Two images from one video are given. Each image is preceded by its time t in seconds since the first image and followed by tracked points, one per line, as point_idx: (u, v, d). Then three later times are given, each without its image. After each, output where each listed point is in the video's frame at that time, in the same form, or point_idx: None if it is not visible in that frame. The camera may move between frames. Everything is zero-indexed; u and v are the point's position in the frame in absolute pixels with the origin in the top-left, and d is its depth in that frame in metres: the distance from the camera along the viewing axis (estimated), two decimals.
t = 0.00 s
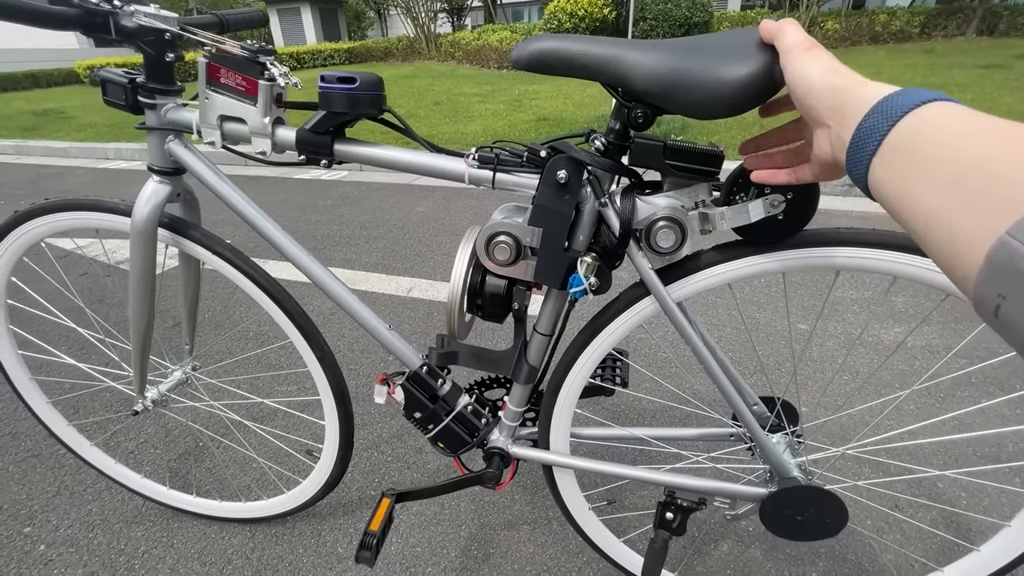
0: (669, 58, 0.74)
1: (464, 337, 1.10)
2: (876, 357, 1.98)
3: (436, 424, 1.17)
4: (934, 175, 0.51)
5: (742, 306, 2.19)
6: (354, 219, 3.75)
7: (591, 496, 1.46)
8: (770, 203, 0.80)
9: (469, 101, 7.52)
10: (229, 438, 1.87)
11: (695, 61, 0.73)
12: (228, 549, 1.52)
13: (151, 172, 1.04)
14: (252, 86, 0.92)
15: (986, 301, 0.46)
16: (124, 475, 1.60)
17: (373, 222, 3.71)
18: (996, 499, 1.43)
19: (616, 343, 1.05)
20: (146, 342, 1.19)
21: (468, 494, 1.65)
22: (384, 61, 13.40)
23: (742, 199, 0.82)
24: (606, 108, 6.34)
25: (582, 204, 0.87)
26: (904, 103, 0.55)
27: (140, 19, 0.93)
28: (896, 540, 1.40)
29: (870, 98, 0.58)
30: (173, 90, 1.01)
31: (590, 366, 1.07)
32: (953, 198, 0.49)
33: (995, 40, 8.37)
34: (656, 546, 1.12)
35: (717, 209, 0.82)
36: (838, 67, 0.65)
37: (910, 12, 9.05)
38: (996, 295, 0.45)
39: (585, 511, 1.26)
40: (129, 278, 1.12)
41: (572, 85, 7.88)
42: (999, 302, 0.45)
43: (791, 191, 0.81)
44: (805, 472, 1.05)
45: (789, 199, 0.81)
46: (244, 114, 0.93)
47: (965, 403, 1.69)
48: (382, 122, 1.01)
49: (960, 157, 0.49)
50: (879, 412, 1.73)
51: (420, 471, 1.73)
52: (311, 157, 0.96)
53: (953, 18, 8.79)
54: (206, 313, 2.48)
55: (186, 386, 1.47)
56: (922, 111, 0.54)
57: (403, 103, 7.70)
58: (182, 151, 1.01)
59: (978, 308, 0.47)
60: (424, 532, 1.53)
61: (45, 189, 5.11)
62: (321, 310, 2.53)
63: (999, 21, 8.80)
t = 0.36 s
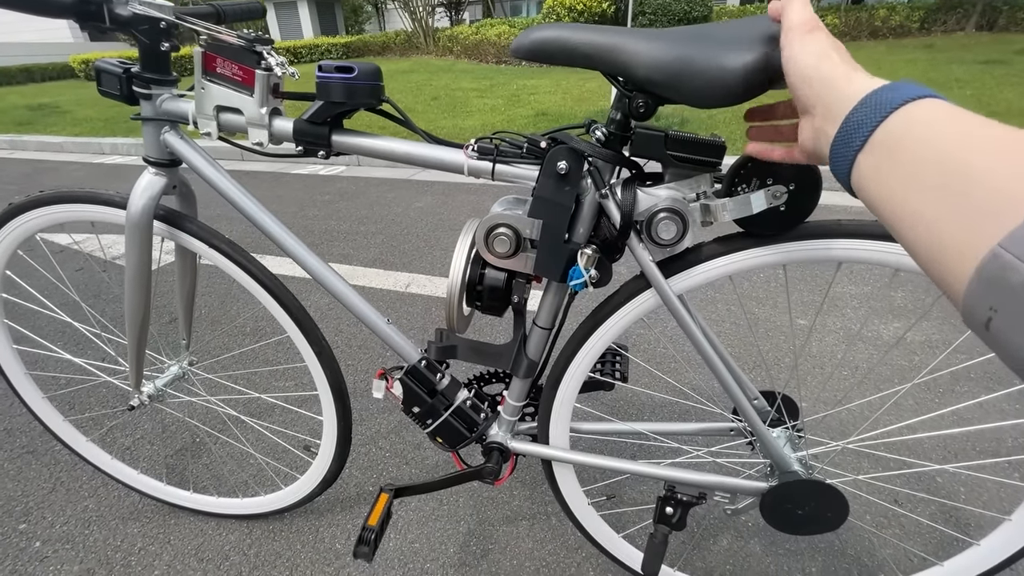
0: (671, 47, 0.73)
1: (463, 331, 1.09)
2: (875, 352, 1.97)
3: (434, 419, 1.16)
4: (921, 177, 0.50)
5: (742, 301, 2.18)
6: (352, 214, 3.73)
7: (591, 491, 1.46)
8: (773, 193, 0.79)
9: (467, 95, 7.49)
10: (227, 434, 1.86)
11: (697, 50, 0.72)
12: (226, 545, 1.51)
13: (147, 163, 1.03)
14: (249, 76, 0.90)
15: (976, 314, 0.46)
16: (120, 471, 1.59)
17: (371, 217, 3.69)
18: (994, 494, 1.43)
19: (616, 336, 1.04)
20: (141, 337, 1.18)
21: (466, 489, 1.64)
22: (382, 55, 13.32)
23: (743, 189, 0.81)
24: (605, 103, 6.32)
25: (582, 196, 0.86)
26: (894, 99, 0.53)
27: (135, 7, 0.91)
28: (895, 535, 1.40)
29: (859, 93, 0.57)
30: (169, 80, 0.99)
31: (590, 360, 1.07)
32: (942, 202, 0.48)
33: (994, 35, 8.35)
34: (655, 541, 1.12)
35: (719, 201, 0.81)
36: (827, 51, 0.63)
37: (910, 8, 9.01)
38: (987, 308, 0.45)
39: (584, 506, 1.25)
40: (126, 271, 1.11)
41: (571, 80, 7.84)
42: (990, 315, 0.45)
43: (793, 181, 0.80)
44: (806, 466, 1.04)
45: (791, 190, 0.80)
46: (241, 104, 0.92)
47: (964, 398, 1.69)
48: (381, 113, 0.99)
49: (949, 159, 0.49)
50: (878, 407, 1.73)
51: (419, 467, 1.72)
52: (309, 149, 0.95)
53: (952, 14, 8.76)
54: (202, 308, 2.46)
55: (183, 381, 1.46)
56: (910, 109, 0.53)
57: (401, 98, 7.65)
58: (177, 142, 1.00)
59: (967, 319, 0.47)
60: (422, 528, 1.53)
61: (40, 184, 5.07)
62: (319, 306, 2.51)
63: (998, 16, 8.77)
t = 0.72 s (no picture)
0: (676, 43, 0.72)
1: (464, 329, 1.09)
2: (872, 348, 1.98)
3: (435, 415, 1.16)
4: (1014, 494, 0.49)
5: (741, 296, 2.19)
6: (350, 209, 3.72)
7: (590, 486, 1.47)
8: (776, 192, 0.79)
9: (465, 89, 7.45)
10: (226, 429, 1.85)
11: (701, 47, 0.72)
12: (227, 540, 1.52)
13: (143, 159, 1.02)
14: (246, 71, 0.90)
15: None
16: (120, 466, 1.59)
17: (369, 212, 3.68)
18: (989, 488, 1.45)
19: (617, 334, 1.04)
20: (140, 333, 1.18)
21: (467, 484, 1.65)
22: (378, 49, 13.23)
23: (747, 186, 0.80)
24: (604, 98, 6.29)
25: (585, 193, 0.86)
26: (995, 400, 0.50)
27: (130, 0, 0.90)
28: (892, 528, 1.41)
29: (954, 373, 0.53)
30: (165, 74, 0.97)
31: (591, 358, 1.07)
32: None
33: (991, 31, 8.35)
34: (655, 537, 1.12)
35: (722, 199, 0.81)
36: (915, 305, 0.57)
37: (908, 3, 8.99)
38: None
39: (585, 502, 1.26)
40: (123, 268, 1.10)
41: (569, 74, 7.81)
42: None
43: (797, 179, 0.80)
44: (805, 463, 1.05)
45: (795, 188, 0.80)
46: (239, 99, 0.91)
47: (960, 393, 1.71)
48: (380, 109, 0.99)
49: None
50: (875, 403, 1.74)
51: (419, 462, 1.73)
52: (307, 145, 0.94)
53: (951, 9, 8.75)
54: (200, 304, 2.45)
55: (182, 377, 1.45)
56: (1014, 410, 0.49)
57: (398, 92, 7.61)
58: (174, 138, 0.99)
59: None
60: (423, 522, 1.53)
61: (34, 177, 5.03)
62: (318, 301, 2.51)
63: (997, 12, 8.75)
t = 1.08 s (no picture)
0: (677, 29, 0.70)
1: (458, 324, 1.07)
2: (869, 342, 1.98)
3: (429, 411, 1.14)
4: None
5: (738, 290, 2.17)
6: (344, 200, 3.68)
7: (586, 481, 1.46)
8: (779, 184, 0.77)
9: (460, 80, 7.37)
10: (217, 424, 1.83)
11: (703, 33, 0.69)
12: (219, 534, 1.50)
13: (125, 148, 0.98)
14: (230, 55, 0.86)
15: None
16: (109, 461, 1.56)
17: (363, 203, 3.64)
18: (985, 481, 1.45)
19: (615, 328, 1.02)
20: (126, 327, 1.15)
21: (461, 478, 1.63)
22: (373, 38, 13.06)
23: (749, 179, 0.79)
24: (601, 89, 6.24)
25: (582, 184, 0.84)
26: None
27: None
28: (887, 522, 1.41)
29: None
30: (146, 59, 0.93)
31: (588, 352, 1.05)
32: None
33: (989, 24, 8.32)
34: (652, 533, 1.11)
35: (723, 191, 0.79)
36: None
37: None
38: None
39: (581, 497, 1.25)
40: (106, 260, 1.07)
41: (566, 65, 7.74)
42: None
43: (800, 171, 0.77)
44: (804, 459, 1.04)
45: (798, 179, 0.78)
46: (222, 85, 0.88)
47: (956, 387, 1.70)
48: (370, 96, 0.96)
49: None
50: (871, 396, 1.74)
51: (413, 456, 1.71)
52: (294, 134, 0.91)
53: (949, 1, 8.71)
54: (191, 296, 2.42)
55: (171, 372, 1.43)
56: None
57: (393, 82, 7.52)
58: (156, 126, 0.95)
59: None
60: (417, 517, 1.52)
61: (22, 167, 4.95)
62: (311, 293, 2.48)
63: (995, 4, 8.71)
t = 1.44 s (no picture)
0: (669, 17, 0.69)
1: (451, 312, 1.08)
2: (858, 331, 2.00)
3: (422, 398, 1.15)
4: None
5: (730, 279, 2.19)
6: (338, 188, 3.66)
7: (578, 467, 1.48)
8: (769, 173, 0.78)
9: (456, 67, 7.30)
10: (211, 411, 1.84)
11: (695, 21, 0.69)
12: (214, 520, 1.51)
13: (113, 133, 0.97)
14: (219, 40, 0.85)
15: None
16: (103, 448, 1.57)
17: (358, 191, 3.62)
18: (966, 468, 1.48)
19: (606, 316, 1.03)
20: (118, 315, 1.15)
21: (455, 465, 1.65)
22: (367, 23, 12.89)
23: (740, 169, 0.79)
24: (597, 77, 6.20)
25: (574, 173, 0.84)
26: None
27: None
28: (871, 507, 1.44)
29: None
30: (133, 43, 0.92)
31: (579, 340, 1.06)
32: None
33: (986, 15, 8.30)
34: (641, 517, 1.13)
35: (714, 180, 0.79)
36: None
37: None
38: None
39: (572, 483, 1.27)
40: (96, 248, 1.06)
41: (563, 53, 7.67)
42: None
43: (790, 161, 0.78)
44: (790, 445, 1.06)
45: (788, 170, 0.78)
46: (211, 71, 0.87)
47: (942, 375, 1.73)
48: (361, 83, 0.95)
49: None
50: (859, 385, 1.76)
51: (407, 443, 1.73)
52: (285, 120, 0.90)
53: None
54: (184, 284, 2.41)
55: (164, 359, 1.43)
56: None
57: (387, 68, 7.44)
58: (144, 111, 0.94)
59: None
60: (411, 502, 1.54)
61: (11, 153, 4.88)
62: (305, 282, 2.47)
63: None
